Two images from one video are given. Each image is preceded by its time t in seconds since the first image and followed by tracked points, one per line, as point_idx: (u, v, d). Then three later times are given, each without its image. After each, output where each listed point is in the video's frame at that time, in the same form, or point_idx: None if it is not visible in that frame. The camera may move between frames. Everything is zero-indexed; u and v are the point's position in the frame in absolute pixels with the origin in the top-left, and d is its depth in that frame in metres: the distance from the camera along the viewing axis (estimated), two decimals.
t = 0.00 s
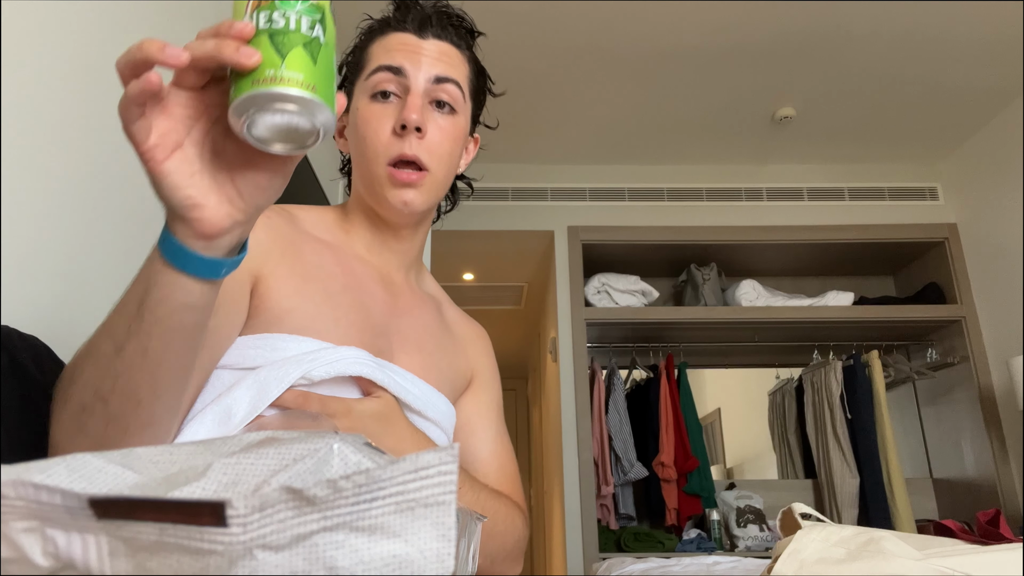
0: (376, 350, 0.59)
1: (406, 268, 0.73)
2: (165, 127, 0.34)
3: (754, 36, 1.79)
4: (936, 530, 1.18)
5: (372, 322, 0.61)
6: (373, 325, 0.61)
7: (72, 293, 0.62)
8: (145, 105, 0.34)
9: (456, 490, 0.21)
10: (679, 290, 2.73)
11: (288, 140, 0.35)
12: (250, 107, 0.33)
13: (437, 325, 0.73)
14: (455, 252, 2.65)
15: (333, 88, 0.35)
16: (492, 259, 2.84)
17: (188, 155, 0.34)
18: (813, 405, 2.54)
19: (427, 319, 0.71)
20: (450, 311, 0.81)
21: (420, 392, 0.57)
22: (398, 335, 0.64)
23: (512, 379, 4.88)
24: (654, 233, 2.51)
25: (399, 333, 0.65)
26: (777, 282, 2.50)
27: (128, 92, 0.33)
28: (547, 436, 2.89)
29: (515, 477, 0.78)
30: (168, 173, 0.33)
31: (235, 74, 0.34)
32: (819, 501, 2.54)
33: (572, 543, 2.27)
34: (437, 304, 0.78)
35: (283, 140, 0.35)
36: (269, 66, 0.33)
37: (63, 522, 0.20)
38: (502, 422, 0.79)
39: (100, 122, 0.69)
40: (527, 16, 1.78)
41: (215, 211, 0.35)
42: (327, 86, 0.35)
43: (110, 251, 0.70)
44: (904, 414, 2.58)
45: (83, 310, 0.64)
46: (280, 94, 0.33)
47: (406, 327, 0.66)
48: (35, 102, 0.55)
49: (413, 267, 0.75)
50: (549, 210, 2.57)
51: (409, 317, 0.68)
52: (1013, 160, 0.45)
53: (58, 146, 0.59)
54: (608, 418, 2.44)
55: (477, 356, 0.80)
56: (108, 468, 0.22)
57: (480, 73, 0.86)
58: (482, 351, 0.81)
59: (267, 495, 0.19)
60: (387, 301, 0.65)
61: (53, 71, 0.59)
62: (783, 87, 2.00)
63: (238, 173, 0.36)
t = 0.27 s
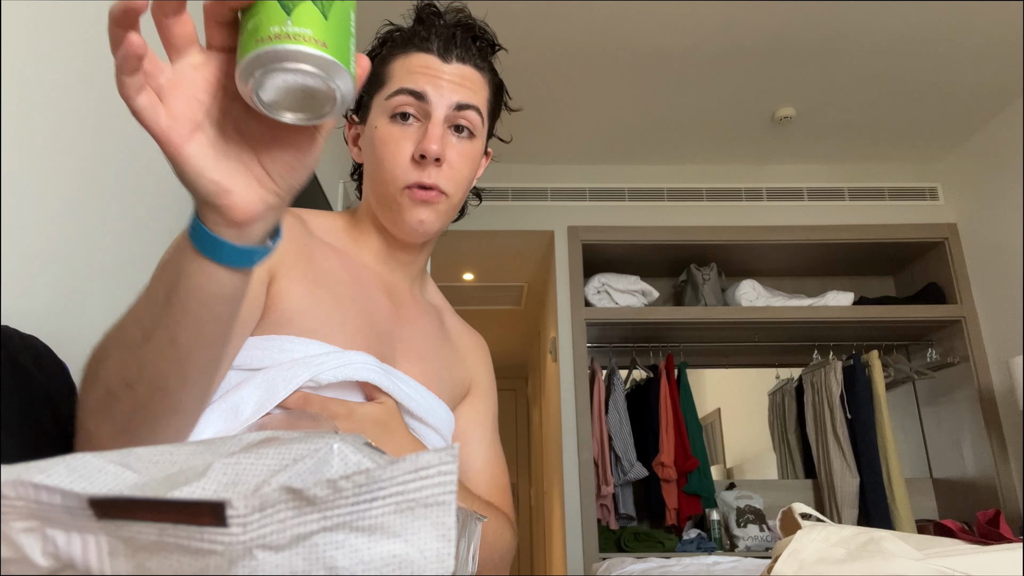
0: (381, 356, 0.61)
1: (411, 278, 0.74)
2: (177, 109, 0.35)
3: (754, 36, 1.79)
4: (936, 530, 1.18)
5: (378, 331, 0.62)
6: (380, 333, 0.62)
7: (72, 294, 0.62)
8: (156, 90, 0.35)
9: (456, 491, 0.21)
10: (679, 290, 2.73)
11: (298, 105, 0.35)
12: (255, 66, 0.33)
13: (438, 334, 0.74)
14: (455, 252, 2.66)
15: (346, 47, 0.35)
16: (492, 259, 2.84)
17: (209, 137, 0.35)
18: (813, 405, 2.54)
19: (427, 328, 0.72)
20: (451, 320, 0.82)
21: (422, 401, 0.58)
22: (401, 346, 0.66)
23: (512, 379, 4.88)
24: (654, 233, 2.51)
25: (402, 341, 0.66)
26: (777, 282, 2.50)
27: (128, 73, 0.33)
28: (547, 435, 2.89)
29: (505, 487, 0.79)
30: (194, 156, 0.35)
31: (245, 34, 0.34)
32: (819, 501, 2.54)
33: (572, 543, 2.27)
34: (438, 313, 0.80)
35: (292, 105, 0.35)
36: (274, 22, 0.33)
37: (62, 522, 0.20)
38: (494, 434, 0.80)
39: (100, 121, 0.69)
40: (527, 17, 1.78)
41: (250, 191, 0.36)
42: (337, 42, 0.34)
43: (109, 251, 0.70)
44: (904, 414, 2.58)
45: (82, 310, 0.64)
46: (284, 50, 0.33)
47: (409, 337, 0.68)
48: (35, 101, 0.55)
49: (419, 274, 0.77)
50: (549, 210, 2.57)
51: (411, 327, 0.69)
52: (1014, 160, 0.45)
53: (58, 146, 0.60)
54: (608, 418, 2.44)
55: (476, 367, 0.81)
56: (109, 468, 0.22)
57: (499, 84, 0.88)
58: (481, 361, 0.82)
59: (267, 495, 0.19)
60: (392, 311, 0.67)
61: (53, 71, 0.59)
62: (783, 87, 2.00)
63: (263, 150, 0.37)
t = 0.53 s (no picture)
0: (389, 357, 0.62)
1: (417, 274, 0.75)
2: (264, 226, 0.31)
3: (754, 35, 1.78)
4: (937, 530, 1.18)
5: (385, 333, 0.63)
6: (386, 334, 0.63)
7: (70, 290, 0.62)
8: (240, 213, 0.31)
9: (456, 491, 0.21)
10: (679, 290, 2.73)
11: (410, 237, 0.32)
12: (366, 209, 0.30)
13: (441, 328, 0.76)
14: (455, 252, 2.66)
15: (458, 174, 0.32)
16: (492, 259, 2.84)
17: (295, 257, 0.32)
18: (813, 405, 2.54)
19: (432, 327, 0.74)
20: (457, 313, 0.83)
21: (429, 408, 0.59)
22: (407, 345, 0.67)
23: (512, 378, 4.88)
24: (654, 232, 2.51)
25: (408, 342, 0.67)
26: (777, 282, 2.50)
27: (210, 203, 0.29)
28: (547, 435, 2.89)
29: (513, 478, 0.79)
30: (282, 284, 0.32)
31: (346, 164, 0.31)
32: (819, 502, 2.54)
33: (572, 543, 2.27)
34: (442, 305, 0.81)
35: (403, 236, 0.32)
36: (385, 154, 0.30)
37: (62, 522, 0.20)
38: (503, 426, 0.80)
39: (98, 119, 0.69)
40: (525, 17, 1.77)
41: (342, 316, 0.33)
42: (450, 170, 0.32)
43: (110, 249, 0.71)
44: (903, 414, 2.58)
45: (80, 307, 0.64)
46: (404, 193, 0.30)
47: (414, 336, 0.69)
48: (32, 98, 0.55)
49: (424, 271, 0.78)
50: (549, 210, 2.57)
51: (416, 327, 0.70)
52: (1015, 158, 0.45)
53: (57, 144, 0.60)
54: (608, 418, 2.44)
55: (483, 360, 0.82)
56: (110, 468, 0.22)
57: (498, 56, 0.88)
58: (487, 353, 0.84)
59: (267, 496, 0.19)
60: (398, 311, 0.68)
61: (52, 70, 0.60)
62: (783, 87, 2.00)
63: (356, 267, 0.33)
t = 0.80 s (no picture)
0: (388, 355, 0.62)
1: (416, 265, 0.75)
2: (332, 290, 0.32)
3: (754, 35, 1.78)
4: (937, 530, 1.18)
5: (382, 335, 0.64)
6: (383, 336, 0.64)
7: (70, 290, 0.62)
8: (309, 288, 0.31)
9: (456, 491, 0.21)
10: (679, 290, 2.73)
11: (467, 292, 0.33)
12: (419, 262, 0.30)
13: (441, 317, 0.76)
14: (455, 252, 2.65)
15: (526, 226, 0.32)
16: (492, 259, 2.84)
17: (359, 313, 0.33)
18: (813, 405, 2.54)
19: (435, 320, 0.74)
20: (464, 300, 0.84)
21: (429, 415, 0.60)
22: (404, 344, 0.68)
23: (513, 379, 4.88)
24: (654, 232, 2.51)
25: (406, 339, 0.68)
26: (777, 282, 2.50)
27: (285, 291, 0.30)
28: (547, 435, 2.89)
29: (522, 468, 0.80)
30: (347, 340, 0.33)
31: (407, 212, 0.31)
32: (819, 502, 2.53)
33: (572, 543, 2.27)
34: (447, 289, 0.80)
35: (459, 290, 0.33)
36: (447, 205, 0.30)
37: (61, 521, 0.20)
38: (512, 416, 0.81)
39: (97, 118, 0.69)
40: (526, 17, 1.77)
41: (404, 360, 0.35)
42: (519, 227, 0.31)
43: (110, 248, 0.71)
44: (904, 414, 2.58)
45: (85, 305, 0.64)
46: (462, 249, 0.30)
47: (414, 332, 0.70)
48: (31, 95, 0.55)
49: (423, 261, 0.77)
50: (549, 210, 2.57)
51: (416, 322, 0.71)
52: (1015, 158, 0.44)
53: (56, 143, 0.60)
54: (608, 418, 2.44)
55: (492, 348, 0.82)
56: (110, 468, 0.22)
57: (486, 9, 0.84)
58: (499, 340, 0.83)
59: (267, 496, 0.19)
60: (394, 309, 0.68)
61: (52, 68, 0.60)
62: (783, 87, 2.00)
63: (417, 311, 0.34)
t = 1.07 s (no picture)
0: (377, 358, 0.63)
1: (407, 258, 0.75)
2: (305, 296, 0.30)
3: (754, 36, 1.78)
4: (936, 530, 1.18)
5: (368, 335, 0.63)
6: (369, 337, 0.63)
7: (70, 289, 0.62)
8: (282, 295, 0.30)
9: (456, 491, 0.21)
10: (679, 290, 2.73)
11: (446, 295, 0.32)
12: (400, 268, 0.29)
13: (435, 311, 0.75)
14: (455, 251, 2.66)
15: (516, 220, 0.31)
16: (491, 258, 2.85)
17: (336, 318, 0.32)
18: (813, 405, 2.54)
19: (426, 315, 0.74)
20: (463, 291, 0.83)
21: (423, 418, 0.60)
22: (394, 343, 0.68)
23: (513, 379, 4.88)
24: (653, 232, 2.51)
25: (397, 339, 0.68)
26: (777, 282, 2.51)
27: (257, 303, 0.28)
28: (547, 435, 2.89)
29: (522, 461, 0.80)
30: (324, 348, 0.32)
31: (384, 211, 0.30)
32: (819, 502, 2.54)
33: (572, 543, 2.27)
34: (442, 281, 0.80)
35: (442, 291, 0.31)
36: (427, 201, 0.29)
37: (62, 521, 0.20)
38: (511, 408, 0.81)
39: (97, 118, 0.69)
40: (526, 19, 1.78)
41: (388, 364, 0.34)
42: (508, 223, 0.30)
43: (111, 247, 0.71)
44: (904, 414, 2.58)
45: (89, 301, 0.65)
46: (449, 251, 0.28)
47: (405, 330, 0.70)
48: (31, 95, 0.55)
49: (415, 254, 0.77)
50: (550, 210, 2.57)
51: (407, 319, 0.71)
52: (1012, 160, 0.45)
53: (56, 142, 0.60)
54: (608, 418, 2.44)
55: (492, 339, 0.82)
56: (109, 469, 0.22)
57: None
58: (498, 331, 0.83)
59: (267, 495, 0.19)
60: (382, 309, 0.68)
61: (53, 66, 0.60)
62: (783, 87, 2.00)
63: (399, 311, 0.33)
